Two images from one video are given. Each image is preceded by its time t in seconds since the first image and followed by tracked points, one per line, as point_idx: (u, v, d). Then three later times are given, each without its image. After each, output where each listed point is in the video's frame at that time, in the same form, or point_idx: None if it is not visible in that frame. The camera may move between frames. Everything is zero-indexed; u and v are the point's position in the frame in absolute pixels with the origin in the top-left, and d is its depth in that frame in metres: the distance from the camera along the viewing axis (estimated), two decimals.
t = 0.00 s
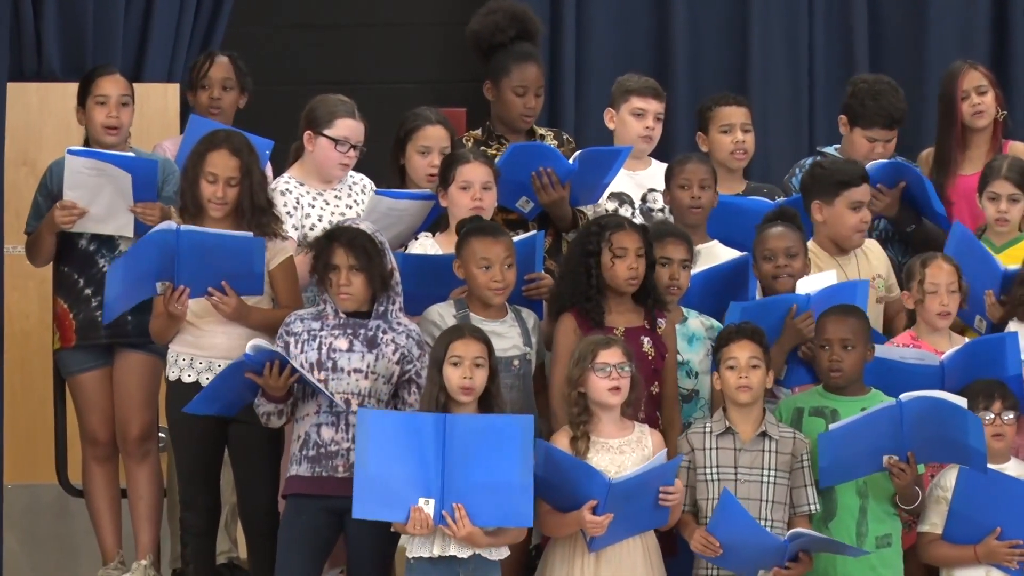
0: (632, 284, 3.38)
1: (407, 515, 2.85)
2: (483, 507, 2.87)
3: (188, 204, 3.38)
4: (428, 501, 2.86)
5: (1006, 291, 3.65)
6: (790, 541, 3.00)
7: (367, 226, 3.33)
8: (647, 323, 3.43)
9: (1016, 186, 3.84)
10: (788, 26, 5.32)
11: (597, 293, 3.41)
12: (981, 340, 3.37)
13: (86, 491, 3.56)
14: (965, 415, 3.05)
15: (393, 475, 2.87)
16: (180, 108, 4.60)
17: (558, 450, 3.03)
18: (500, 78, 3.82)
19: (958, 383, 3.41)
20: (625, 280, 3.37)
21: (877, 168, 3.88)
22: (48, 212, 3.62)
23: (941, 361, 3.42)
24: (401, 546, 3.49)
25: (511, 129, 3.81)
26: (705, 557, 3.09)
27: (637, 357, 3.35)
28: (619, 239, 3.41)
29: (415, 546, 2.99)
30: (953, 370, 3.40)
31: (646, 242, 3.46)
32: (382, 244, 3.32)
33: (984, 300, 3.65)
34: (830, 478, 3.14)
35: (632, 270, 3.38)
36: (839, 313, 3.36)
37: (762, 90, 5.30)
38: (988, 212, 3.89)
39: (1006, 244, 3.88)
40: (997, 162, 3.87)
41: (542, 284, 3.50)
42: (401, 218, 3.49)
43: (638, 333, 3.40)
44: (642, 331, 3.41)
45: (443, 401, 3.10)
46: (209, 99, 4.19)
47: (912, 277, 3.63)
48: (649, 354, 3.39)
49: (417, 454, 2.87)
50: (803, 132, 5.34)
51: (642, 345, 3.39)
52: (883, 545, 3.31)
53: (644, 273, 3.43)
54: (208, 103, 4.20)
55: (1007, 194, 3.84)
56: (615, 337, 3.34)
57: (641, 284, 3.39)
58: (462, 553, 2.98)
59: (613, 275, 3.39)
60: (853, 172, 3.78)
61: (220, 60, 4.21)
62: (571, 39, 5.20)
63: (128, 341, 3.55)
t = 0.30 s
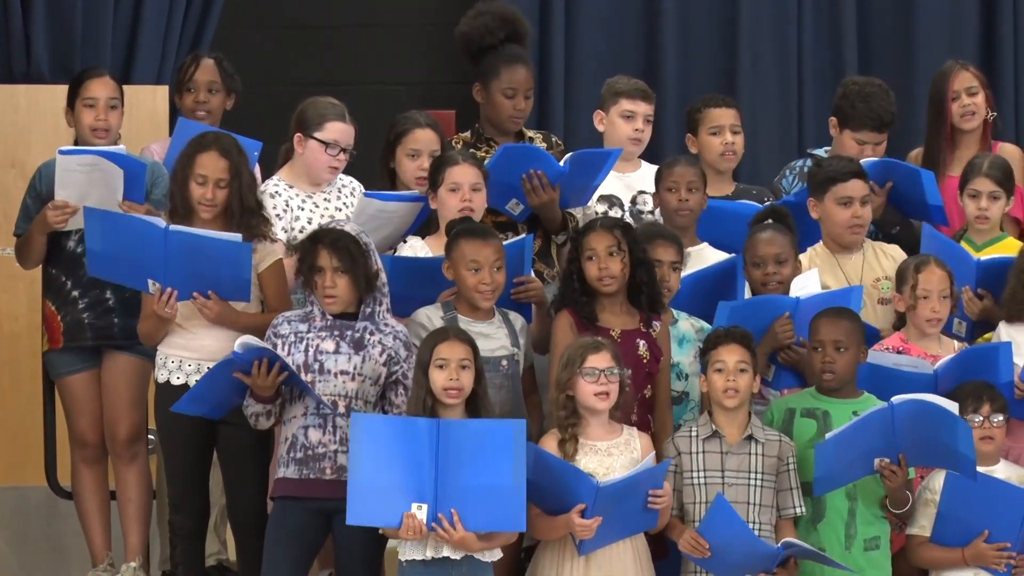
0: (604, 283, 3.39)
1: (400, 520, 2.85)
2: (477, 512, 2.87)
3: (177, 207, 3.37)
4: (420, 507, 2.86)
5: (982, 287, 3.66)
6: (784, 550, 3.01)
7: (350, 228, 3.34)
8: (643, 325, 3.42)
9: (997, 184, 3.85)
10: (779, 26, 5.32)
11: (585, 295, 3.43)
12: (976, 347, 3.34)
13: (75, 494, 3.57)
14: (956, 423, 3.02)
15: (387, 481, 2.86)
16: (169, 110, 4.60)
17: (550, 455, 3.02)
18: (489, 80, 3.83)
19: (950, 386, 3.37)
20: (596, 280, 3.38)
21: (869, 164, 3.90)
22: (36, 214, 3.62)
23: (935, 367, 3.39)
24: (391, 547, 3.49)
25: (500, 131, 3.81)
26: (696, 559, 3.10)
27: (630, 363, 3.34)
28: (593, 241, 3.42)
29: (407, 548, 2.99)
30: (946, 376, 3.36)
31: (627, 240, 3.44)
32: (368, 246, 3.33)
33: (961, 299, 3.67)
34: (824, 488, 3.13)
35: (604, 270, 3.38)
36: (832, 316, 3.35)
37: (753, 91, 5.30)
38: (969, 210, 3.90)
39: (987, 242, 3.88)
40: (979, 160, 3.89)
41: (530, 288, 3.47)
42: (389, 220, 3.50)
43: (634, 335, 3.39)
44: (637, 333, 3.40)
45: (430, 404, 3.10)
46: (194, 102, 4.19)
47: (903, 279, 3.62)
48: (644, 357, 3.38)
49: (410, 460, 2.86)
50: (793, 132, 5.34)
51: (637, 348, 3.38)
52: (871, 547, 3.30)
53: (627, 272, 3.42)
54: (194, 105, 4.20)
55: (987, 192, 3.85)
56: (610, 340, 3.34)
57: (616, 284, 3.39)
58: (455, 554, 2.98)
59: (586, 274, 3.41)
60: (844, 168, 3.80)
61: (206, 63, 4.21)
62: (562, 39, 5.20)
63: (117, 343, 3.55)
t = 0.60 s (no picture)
0: (593, 284, 3.40)
1: (390, 527, 2.85)
2: (468, 518, 2.87)
3: (170, 208, 3.38)
4: (410, 513, 2.86)
5: (971, 281, 3.69)
6: (778, 557, 3.01)
7: (342, 230, 3.33)
8: (634, 327, 3.41)
9: (982, 181, 3.86)
10: (772, 27, 5.33)
11: (578, 295, 3.45)
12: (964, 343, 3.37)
13: (67, 495, 3.57)
14: (954, 432, 3.05)
15: (375, 488, 2.85)
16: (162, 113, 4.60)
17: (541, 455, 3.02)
18: (483, 81, 3.84)
19: (943, 386, 3.39)
20: (586, 280, 3.40)
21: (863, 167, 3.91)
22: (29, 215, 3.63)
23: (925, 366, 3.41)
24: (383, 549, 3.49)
25: (493, 132, 3.81)
26: (692, 563, 3.10)
27: (615, 361, 3.35)
28: (591, 242, 3.44)
29: (399, 551, 3.00)
30: (937, 374, 3.38)
31: (626, 243, 3.44)
32: (360, 248, 3.32)
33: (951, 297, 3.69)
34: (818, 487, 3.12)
35: (593, 270, 3.39)
36: (830, 318, 3.35)
37: (746, 92, 5.30)
38: (953, 208, 3.90)
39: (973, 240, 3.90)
40: (963, 157, 3.89)
41: (523, 288, 3.46)
42: (382, 223, 3.51)
43: (620, 338, 3.39)
44: (624, 335, 3.40)
45: (421, 405, 3.11)
46: (185, 105, 4.19)
47: (896, 281, 3.62)
48: (627, 358, 3.37)
49: (398, 468, 2.86)
50: (785, 134, 5.35)
51: (622, 349, 3.38)
52: (861, 549, 3.30)
53: (620, 275, 3.41)
54: (186, 108, 4.21)
55: (972, 189, 3.86)
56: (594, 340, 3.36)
57: (604, 286, 3.40)
58: (448, 558, 2.97)
59: (579, 273, 3.43)
60: (840, 167, 3.79)
61: (197, 65, 4.22)
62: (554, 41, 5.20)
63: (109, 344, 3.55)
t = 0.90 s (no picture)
0: (592, 288, 3.40)
1: (373, 531, 2.84)
2: (452, 519, 2.88)
3: (155, 211, 3.39)
4: (394, 516, 2.86)
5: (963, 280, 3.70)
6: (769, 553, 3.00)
7: (329, 233, 3.33)
8: (621, 329, 3.41)
9: (974, 181, 3.85)
10: (761, 28, 5.32)
11: (569, 296, 3.46)
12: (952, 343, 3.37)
13: (55, 497, 3.57)
14: (941, 434, 3.05)
15: (358, 493, 2.85)
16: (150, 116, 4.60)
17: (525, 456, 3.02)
18: (471, 83, 3.86)
19: (930, 388, 3.39)
20: (584, 282, 3.40)
21: (841, 168, 3.91)
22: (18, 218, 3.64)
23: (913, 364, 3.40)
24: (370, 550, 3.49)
25: (480, 134, 3.82)
26: (683, 561, 3.09)
27: (600, 362, 3.35)
28: (583, 244, 3.44)
29: (386, 553, 2.99)
30: (925, 373, 3.38)
31: (621, 245, 3.45)
32: (348, 253, 3.31)
33: (944, 297, 3.69)
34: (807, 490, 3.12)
35: (592, 273, 3.40)
36: (815, 318, 3.34)
37: (734, 93, 5.30)
38: (946, 209, 3.90)
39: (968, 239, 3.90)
40: (954, 159, 3.89)
41: (511, 291, 3.47)
42: (371, 227, 3.48)
43: (604, 340, 3.39)
44: (609, 338, 3.40)
45: (407, 407, 3.11)
46: (175, 108, 4.20)
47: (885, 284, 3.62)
48: (613, 360, 3.37)
49: (380, 473, 2.86)
50: (772, 136, 5.35)
51: (607, 352, 3.38)
52: (849, 550, 3.30)
53: (614, 278, 3.43)
54: (175, 110, 4.22)
55: (964, 190, 3.86)
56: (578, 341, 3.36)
57: (603, 288, 3.40)
58: (433, 561, 2.97)
59: (574, 275, 3.43)
60: (807, 177, 3.80)
61: (186, 67, 4.23)
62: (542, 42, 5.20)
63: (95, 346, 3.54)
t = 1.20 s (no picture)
0: (583, 289, 3.42)
1: (369, 532, 2.85)
2: (449, 523, 2.88)
3: (145, 215, 3.41)
4: (390, 517, 2.87)
5: (960, 281, 3.71)
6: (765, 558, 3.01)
7: (322, 236, 3.34)
8: (612, 329, 3.42)
9: (975, 180, 3.87)
10: (751, 29, 5.33)
11: (562, 299, 3.47)
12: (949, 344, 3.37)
13: (47, 499, 3.58)
14: (922, 426, 3.05)
15: (357, 493, 2.86)
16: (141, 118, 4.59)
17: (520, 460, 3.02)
18: (462, 85, 3.87)
19: (927, 388, 3.39)
20: (577, 284, 3.41)
21: (832, 169, 3.90)
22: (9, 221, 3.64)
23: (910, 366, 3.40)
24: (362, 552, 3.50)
25: (471, 136, 3.84)
26: (676, 563, 3.10)
27: (589, 363, 3.35)
28: (576, 245, 3.45)
29: (376, 553, 2.98)
30: (922, 376, 3.38)
31: (612, 247, 3.46)
32: (341, 254, 3.33)
33: (941, 299, 3.69)
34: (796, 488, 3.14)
35: (584, 274, 3.41)
36: (804, 318, 3.35)
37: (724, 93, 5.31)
38: (947, 209, 3.91)
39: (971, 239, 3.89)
40: (955, 160, 3.92)
41: (504, 293, 3.46)
42: (361, 228, 3.49)
43: (596, 339, 3.40)
44: (600, 336, 3.41)
45: (399, 408, 3.11)
46: (163, 108, 4.22)
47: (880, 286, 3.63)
48: (602, 360, 3.38)
49: (379, 474, 2.86)
50: (764, 136, 5.34)
51: (597, 352, 3.39)
52: (841, 551, 3.30)
53: (606, 280, 3.44)
54: (163, 111, 4.23)
55: (965, 189, 3.87)
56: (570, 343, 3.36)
57: (595, 289, 3.41)
58: (425, 562, 2.97)
59: (567, 279, 3.44)
60: (794, 180, 3.82)
61: (172, 69, 4.24)
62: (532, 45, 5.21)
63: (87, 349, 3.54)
